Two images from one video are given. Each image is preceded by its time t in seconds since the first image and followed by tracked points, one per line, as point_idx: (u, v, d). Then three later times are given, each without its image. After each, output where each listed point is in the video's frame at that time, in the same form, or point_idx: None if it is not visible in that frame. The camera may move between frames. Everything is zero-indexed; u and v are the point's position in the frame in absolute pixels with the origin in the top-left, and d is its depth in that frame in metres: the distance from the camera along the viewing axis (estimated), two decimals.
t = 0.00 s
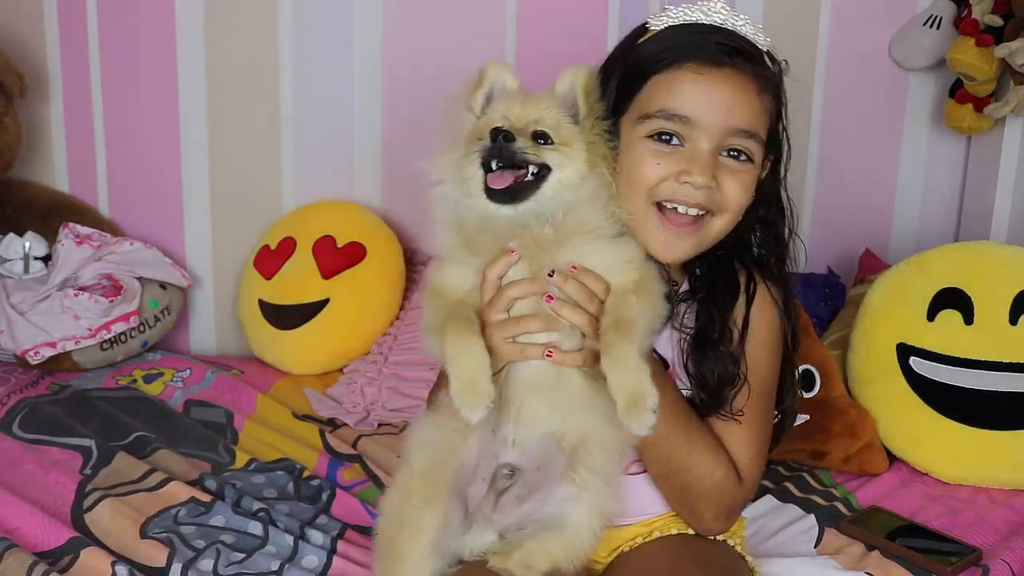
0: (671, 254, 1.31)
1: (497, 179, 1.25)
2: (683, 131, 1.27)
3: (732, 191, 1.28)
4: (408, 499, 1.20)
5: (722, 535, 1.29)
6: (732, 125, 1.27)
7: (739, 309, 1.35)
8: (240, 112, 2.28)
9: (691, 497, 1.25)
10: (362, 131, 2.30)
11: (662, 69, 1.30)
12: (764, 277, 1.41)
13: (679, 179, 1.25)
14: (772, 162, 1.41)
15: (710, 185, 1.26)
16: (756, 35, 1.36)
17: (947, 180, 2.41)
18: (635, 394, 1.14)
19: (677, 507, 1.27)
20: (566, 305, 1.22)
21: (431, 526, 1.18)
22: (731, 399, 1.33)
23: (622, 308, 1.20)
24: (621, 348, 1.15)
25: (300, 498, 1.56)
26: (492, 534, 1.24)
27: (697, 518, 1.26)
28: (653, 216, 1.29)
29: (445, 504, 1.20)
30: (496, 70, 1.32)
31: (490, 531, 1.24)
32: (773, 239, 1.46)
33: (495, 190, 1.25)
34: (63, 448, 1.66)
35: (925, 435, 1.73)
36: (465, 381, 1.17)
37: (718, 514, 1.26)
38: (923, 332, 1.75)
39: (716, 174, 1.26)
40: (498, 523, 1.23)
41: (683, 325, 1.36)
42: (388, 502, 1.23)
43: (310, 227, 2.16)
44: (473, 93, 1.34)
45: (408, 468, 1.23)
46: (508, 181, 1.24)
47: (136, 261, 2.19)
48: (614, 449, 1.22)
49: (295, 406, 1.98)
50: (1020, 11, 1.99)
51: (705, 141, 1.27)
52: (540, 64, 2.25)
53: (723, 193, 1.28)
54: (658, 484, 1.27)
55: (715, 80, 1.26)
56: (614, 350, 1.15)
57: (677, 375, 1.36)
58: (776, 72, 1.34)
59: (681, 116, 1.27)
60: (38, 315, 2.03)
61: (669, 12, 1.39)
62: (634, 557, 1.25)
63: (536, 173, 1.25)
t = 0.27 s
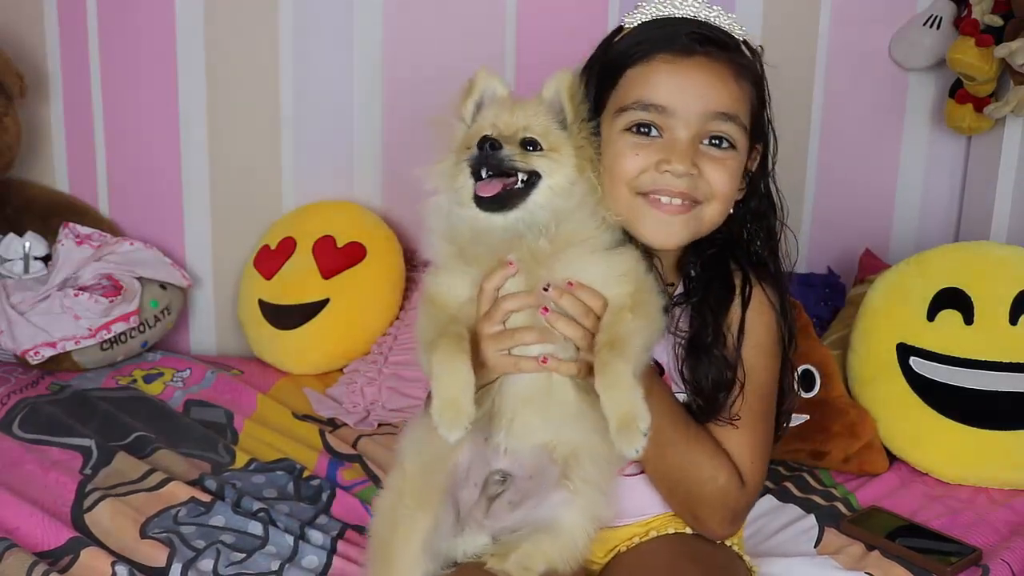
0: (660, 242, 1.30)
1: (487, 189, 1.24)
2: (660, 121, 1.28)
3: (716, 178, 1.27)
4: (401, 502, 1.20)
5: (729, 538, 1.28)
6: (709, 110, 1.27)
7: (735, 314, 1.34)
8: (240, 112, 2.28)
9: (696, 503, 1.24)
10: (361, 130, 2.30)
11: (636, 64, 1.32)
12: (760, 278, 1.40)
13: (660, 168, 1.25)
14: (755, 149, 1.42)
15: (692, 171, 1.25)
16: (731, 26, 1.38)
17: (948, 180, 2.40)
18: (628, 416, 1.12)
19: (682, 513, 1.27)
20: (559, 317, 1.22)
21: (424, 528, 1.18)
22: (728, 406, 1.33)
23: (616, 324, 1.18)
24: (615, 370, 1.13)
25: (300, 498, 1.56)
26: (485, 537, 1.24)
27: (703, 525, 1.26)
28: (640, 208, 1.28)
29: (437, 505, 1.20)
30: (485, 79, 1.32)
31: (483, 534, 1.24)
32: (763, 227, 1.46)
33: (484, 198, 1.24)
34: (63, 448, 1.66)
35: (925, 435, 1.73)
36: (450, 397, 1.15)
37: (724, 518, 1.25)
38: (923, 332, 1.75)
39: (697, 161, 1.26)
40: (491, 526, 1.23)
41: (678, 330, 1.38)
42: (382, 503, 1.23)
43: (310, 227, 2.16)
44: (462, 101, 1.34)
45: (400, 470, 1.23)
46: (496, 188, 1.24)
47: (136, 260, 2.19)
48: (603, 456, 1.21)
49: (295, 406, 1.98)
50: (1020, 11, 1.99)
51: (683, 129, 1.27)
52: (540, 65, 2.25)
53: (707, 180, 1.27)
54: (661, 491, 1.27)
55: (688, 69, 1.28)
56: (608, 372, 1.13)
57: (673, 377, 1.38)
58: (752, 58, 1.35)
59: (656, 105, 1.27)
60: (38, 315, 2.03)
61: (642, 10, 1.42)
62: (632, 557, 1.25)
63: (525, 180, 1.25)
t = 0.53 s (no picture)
0: (670, 253, 1.30)
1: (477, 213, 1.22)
2: (648, 121, 1.28)
3: (712, 168, 1.28)
4: (411, 505, 1.18)
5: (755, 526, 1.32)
6: (692, 101, 1.28)
7: (746, 312, 1.35)
8: (239, 112, 2.28)
9: (723, 504, 1.27)
10: (361, 130, 2.30)
11: (611, 69, 1.32)
12: (766, 274, 1.41)
13: (656, 168, 1.25)
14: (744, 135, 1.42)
15: (688, 165, 1.26)
16: (698, 14, 1.38)
17: (948, 180, 2.41)
18: (655, 427, 1.12)
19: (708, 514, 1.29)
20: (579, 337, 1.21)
21: (436, 535, 1.17)
22: (747, 398, 1.33)
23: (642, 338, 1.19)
24: (641, 385, 1.14)
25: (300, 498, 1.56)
26: (491, 546, 1.24)
27: (732, 522, 1.29)
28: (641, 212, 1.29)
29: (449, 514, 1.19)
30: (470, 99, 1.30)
31: (490, 543, 1.24)
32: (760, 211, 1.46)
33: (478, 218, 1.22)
34: (63, 448, 1.66)
35: (925, 435, 1.73)
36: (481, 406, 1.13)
37: (750, 513, 1.29)
38: (923, 332, 1.75)
39: (690, 154, 1.26)
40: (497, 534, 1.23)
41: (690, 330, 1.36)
42: (388, 505, 1.21)
43: (310, 227, 2.16)
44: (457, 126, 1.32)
45: (411, 473, 1.21)
46: (488, 205, 1.21)
47: (136, 260, 2.19)
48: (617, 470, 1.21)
49: (295, 406, 1.98)
50: (1020, 11, 1.98)
51: (670, 125, 1.28)
52: (540, 65, 2.25)
53: (704, 171, 1.27)
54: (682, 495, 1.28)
55: (664, 65, 1.28)
56: (637, 388, 1.14)
57: (685, 380, 1.36)
58: (723, 41, 1.35)
59: (641, 107, 1.28)
60: (38, 315, 2.04)
61: (607, 15, 1.42)
62: (633, 558, 1.24)
63: (518, 192, 1.21)
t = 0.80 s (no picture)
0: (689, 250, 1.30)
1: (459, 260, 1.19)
2: (657, 133, 1.27)
3: (723, 169, 1.27)
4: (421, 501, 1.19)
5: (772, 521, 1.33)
6: (696, 107, 1.27)
7: (753, 304, 1.34)
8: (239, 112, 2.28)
9: (743, 503, 1.27)
10: (361, 131, 2.29)
11: (612, 87, 1.31)
12: (773, 269, 1.41)
13: (670, 178, 1.25)
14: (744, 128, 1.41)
15: (701, 171, 1.25)
16: (684, 15, 1.38)
17: (947, 180, 2.41)
18: (666, 425, 1.11)
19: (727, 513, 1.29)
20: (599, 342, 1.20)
21: (442, 535, 1.17)
22: (761, 392, 1.33)
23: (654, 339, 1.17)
24: (652, 384, 1.12)
25: (300, 498, 1.56)
26: (496, 545, 1.23)
27: (748, 519, 1.30)
28: (659, 219, 1.28)
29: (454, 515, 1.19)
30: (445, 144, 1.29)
31: (495, 543, 1.24)
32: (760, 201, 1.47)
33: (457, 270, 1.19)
34: (63, 448, 1.66)
35: (926, 435, 1.73)
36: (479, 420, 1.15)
37: (769, 511, 1.30)
38: (923, 332, 1.75)
39: (702, 159, 1.26)
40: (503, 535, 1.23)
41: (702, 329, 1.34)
42: (395, 502, 1.22)
43: (310, 227, 2.16)
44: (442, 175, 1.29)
45: (419, 472, 1.21)
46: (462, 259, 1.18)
47: (136, 260, 2.19)
48: (629, 475, 1.21)
49: (295, 406, 1.98)
50: (1020, 11, 1.99)
51: (679, 133, 1.27)
52: (539, 65, 2.25)
53: (716, 174, 1.27)
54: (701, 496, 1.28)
55: (664, 76, 1.28)
56: (647, 386, 1.12)
57: (700, 381, 1.36)
58: (715, 43, 1.35)
59: (648, 120, 1.27)
60: (38, 315, 2.03)
61: (594, 28, 1.41)
62: (637, 559, 1.24)
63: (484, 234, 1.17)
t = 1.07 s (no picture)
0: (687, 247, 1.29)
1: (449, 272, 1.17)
2: (668, 127, 1.27)
3: (727, 173, 1.26)
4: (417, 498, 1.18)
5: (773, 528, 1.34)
6: (711, 107, 1.27)
7: (754, 315, 1.35)
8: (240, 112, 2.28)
9: (743, 512, 1.28)
10: (362, 130, 2.29)
11: (631, 76, 1.31)
12: (775, 276, 1.40)
13: (676, 175, 1.24)
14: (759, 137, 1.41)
15: (707, 172, 1.24)
16: (712, 17, 1.39)
17: (948, 180, 2.41)
18: (669, 442, 1.09)
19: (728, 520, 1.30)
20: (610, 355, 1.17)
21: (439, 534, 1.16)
22: (761, 402, 1.34)
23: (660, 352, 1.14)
24: (655, 398, 1.10)
25: (300, 498, 1.56)
26: (493, 547, 1.22)
27: (749, 525, 1.30)
28: (661, 215, 1.27)
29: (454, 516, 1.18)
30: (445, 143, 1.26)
31: (492, 544, 1.23)
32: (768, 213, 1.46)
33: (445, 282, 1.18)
34: (63, 448, 1.66)
35: (926, 435, 1.73)
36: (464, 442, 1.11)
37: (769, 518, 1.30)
38: (923, 332, 1.75)
39: (709, 160, 1.24)
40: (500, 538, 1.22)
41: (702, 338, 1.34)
42: (393, 500, 1.22)
43: (310, 227, 2.16)
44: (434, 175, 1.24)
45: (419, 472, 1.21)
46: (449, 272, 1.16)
47: (136, 260, 2.19)
48: (629, 483, 1.21)
49: (295, 406, 1.98)
50: (1020, 11, 1.98)
51: (690, 131, 1.26)
52: (540, 65, 2.25)
53: (720, 177, 1.25)
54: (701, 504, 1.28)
55: (684, 71, 1.28)
56: (650, 403, 1.10)
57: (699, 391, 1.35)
58: (740, 48, 1.35)
59: (661, 113, 1.27)
60: (38, 315, 2.03)
61: (623, 16, 1.42)
62: (636, 561, 1.24)
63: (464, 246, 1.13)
